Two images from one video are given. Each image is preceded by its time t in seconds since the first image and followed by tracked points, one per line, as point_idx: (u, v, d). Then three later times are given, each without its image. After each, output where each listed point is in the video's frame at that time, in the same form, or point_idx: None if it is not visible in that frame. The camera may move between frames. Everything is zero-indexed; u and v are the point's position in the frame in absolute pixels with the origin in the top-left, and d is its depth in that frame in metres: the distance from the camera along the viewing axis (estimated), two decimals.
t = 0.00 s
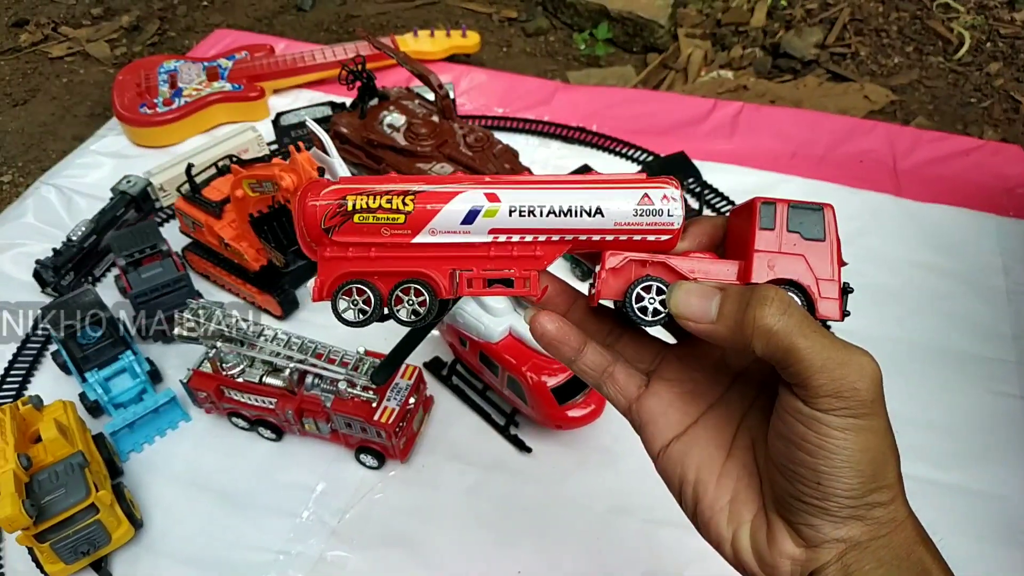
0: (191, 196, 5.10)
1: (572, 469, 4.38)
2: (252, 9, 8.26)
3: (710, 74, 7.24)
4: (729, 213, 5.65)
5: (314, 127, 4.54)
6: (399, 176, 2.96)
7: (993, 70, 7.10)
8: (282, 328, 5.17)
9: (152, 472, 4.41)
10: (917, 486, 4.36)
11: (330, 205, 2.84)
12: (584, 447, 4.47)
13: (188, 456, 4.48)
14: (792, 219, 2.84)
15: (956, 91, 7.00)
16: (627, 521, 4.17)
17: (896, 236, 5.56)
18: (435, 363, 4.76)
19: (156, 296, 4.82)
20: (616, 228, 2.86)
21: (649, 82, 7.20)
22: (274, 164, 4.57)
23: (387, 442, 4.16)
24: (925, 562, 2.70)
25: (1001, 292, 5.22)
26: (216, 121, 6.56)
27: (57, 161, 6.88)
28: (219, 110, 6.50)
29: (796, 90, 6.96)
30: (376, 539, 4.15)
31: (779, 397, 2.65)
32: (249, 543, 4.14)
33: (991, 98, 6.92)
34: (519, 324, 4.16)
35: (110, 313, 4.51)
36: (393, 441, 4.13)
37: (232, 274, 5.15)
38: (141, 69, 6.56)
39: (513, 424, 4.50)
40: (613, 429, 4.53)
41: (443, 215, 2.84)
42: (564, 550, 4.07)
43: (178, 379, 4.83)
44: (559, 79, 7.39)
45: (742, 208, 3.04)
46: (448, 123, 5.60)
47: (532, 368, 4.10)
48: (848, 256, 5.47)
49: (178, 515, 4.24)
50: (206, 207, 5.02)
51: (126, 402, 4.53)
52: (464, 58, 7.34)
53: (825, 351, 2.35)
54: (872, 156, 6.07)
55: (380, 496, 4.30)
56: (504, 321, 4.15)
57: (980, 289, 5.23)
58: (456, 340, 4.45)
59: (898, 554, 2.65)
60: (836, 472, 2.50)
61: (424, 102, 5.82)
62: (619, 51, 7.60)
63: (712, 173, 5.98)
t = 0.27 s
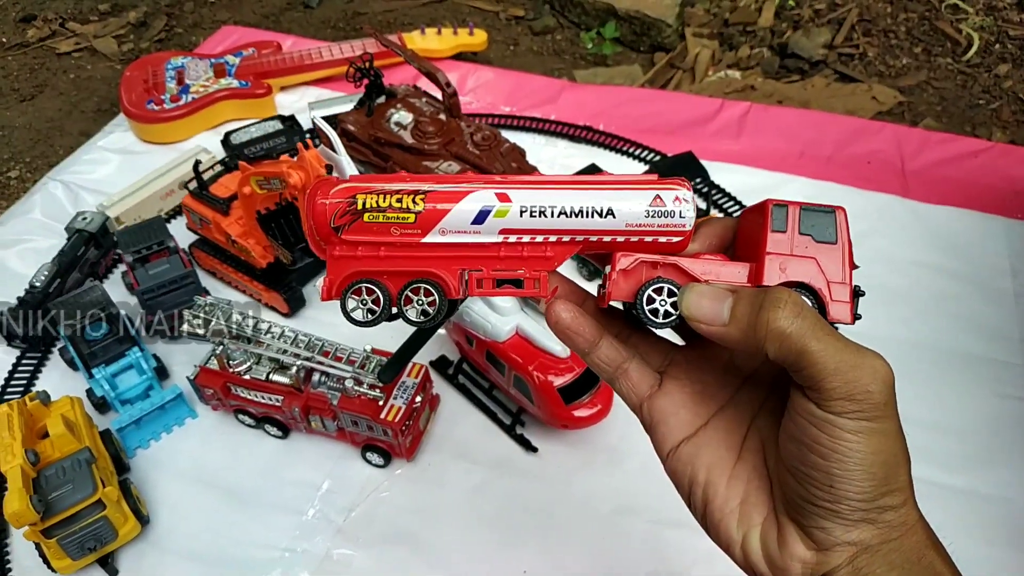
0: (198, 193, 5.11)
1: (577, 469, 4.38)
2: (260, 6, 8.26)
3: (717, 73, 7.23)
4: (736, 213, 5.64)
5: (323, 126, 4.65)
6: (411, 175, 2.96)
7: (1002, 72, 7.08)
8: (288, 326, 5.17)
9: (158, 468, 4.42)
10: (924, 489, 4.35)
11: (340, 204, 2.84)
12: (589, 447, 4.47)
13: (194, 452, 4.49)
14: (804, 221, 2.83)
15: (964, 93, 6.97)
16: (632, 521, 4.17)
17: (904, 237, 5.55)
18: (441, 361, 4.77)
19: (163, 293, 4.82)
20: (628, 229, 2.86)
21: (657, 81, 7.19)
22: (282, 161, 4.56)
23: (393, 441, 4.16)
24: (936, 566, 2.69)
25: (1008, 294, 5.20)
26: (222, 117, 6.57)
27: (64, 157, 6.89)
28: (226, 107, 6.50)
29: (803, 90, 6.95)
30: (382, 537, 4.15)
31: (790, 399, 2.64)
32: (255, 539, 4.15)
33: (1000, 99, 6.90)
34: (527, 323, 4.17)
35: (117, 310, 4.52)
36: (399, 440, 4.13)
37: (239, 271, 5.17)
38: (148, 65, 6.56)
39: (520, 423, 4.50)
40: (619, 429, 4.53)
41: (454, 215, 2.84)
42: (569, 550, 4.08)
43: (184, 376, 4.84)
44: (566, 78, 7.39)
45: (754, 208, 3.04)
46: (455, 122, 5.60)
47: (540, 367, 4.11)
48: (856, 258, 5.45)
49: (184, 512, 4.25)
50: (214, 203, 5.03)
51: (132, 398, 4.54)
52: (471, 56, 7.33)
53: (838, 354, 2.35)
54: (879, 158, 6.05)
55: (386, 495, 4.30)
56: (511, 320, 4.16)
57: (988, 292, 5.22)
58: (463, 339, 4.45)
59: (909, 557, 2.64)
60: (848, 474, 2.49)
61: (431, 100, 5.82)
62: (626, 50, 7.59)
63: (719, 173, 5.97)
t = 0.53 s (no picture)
0: (196, 193, 5.11)
1: (576, 467, 4.38)
2: (257, 6, 8.26)
3: (714, 72, 7.24)
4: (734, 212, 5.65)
5: (320, 124, 4.54)
6: (406, 175, 2.96)
7: (999, 70, 7.09)
8: (286, 325, 5.17)
9: (156, 468, 4.42)
10: (922, 486, 4.35)
11: (335, 205, 2.84)
12: (588, 445, 4.47)
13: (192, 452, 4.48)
14: (800, 218, 2.83)
15: (961, 91, 6.98)
16: (631, 519, 4.17)
17: (901, 235, 5.55)
18: (439, 360, 4.76)
19: (160, 293, 4.82)
20: (624, 229, 2.86)
21: (654, 80, 7.19)
22: (280, 160, 4.56)
23: (391, 440, 4.16)
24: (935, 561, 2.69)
25: (1005, 292, 5.21)
26: (219, 117, 6.56)
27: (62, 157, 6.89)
28: (223, 106, 6.50)
29: (800, 89, 6.95)
30: (380, 536, 4.15)
31: (788, 396, 2.65)
32: (253, 539, 4.15)
33: (997, 98, 6.91)
34: (525, 322, 4.15)
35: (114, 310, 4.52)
36: (398, 439, 4.13)
37: (236, 271, 5.16)
38: (145, 65, 6.56)
39: (518, 421, 4.50)
40: (618, 427, 4.53)
41: (449, 215, 2.84)
42: (568, 548, 4.08)
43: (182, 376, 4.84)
44: (564, 77, 7.39)
45: (750, 204, 3.04)
46: (452, 121, 5.60)
47: (537, 365, 4.11)
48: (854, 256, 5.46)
49: (182, 511, 4.25)
50: (212, 203, 5.02)
51: (130, 398, 4.54)
52: (468, 55, 7.33)
53: (836, 350, 2.35)
54: (877, 156, 6.06)
55: (385, 494, 4.30)
56: (509, 319, 4.14)
57: (986, 289, 5.23)
58: (461, 337, 4.45)
59: (908, 552, 2.64)
60: (847, 470, 2.50)
61: (429, 99, 5.82)
62: (624, 49, 7.60)
63: (717, 172, 5.98)
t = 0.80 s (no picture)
0: (191, 190, 5.09)
1: (572, 465, 4.38)
2: (253, 2, 8.23)
3: (711, 70, 7.23)
4: (731, 209, 5.65)
5: (315, 121, 4.54)
6: (407, 169, 2.95)
7: (995, 68, 7.10)
8: (282, 323, 5.16)
9: (151, 466, 4.41)
10: (917, 484, 4.36)
11: (334, 198, 2.83)
12: (584, 443, 4.47)
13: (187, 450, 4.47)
14: (801, 214, 2.83)
15: (957, 89, 6.98)
16: (628, 517, 4.18)
17: (898, 233, 5.55)
18: (436, 358, 4.76)
19: (155, 290, 4.81)
20: (624, 224, 2.86)
21: (651, 77, 7.18)
22: (275, 157, 4.59)
23: (387, 437, 4.16)
24: (934, 556, 2.70)
25: (1001, 289, 5.22)
26: (215, 114, 6.54)
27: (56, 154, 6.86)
28: (219, 103, 6.47)
29: (797, 86, 6.94)
30: (377, 534, 4.15)
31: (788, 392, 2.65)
32: (249, 537, 4.14)
33: (993, 95, 6.92)
34: (521, 319, 4.12)
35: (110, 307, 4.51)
36: (394, 436, 4.13)
37: (232, 268, 5.16)
38: (140, 62, 6.53)
39: (514, 419, 4.50)
40: (615, 425, 4.53)
41: (449, 209, 2.83)
42: (564, 545, 4.08)
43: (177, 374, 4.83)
44: (560, 74, 7.38)
45: (750, 201, 3.04)
46: (449, 118, 5.59)
47: (533, 363, 4.10)
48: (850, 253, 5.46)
49: (178, 509, 4.24)
50: (207, 200, 5.01)
51: (125, 396, 4.52)
52: (465, 52, 7.32)
53: (835, 347, 2.35)
54: (873, 153, 6.06)
55: (381, 491, 4.30)
56: (506, 316, 4.12)
57: (982, 287, 5.24)
58: (457, 334, 4.44)
59: (906, 547, 2.64)
60: (847, 466, 2.50)
61: (425, 96, 5.81)
62: (620, 46, 7.59)
63: (714, 170, 5.98)
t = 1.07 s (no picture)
0: (191, 188, 5.08)
1: (572, 463, 4.38)
2: None
3: (711, 68, 7.23)
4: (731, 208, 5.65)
5: (316, 118, 4.52)
6: (409, 164, 2.95)
7: (996, 67, 7.10)
8: (283, 321, 5.16)
9: (152, 464, 4.41)
10: (918, 482, 4.37)
11: (335, 193, 2.83)
12: (585, 441, 4.47)
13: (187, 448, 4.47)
14: (805, 211, 2.83)
15: (958, 87, 6.98)
16: (628, 515, 4.18)
17: (898, 231, 5.56)
18: (436, 356, 4.76)
19: (155, 288, 4.80)
20: (627, 220, 2.86)
21: (651, 76, 7.17)
22: (276, 156, 4.60)
23: (388, 435, 4.16)
24: (937, 556, 2.70)
25: (1001, 288, 5.22)
26: (215, 112, 6.53)
27: (56, 152, 6.85)
28: (219, 101, 6.47)
29: (798, 85, 6.94)
30: (377, 532, 4.15)
31: (791, 390, 2.65)
32: (249, 534, 4.15)
33: (993, 94, 6.92)
34: (522, 318, 4.12)
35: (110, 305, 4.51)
36: (394, 434, 4.13)
37: (232, 266, 5.15)
38: (140, 59, 6.52)
39: (515, 417, 4.50)
40: (615, 423, 4.54)
41: (451, 205, 2.83)
42: (564, 543, 4.09)
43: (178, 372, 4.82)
44: (561, 72, 7.37)
45: (753, 198, 3.04)
46: (449, 116, 5.58)
47: (534, 361, 4.10)
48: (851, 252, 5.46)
49: (178, 507, 4.24)
50: (207, 198, 5.00)
51: (125, 393, 4.52)
52: (465, 50, 7.31)
53: (839, 345, 2.35)
54: (874, 152, 6.06)
55: (382, 489, 4.30)
56: (506, 314, 4.11)
57: (982, 286, 5.24)
58: (458, 332, 4.44)
59: (909, 546, 2.64)
60: (850, 464, 2.51)
61: (426, 94, 5.80)
62: (621, 45, 7.59)
63: (714, 168, 5.98)
